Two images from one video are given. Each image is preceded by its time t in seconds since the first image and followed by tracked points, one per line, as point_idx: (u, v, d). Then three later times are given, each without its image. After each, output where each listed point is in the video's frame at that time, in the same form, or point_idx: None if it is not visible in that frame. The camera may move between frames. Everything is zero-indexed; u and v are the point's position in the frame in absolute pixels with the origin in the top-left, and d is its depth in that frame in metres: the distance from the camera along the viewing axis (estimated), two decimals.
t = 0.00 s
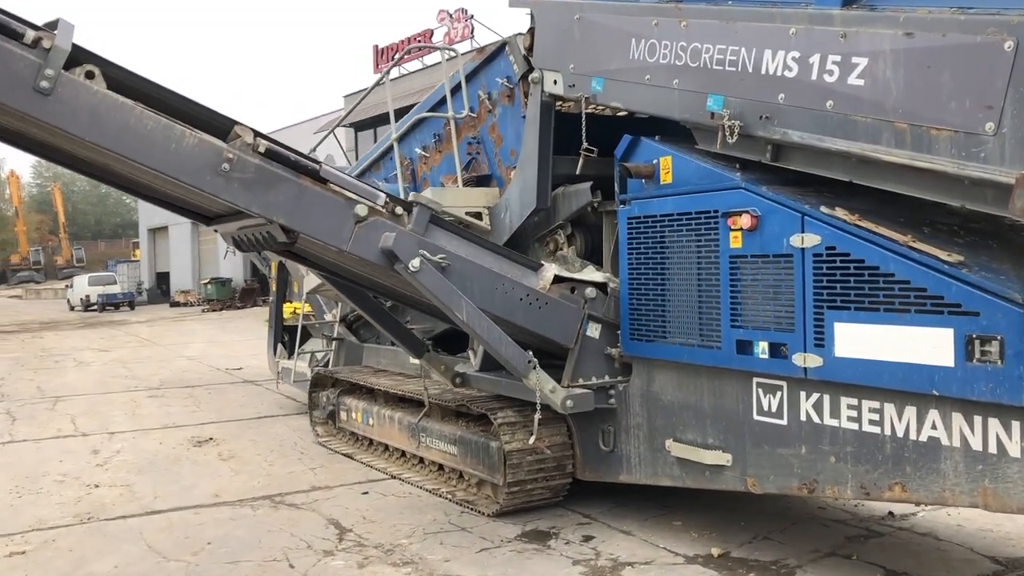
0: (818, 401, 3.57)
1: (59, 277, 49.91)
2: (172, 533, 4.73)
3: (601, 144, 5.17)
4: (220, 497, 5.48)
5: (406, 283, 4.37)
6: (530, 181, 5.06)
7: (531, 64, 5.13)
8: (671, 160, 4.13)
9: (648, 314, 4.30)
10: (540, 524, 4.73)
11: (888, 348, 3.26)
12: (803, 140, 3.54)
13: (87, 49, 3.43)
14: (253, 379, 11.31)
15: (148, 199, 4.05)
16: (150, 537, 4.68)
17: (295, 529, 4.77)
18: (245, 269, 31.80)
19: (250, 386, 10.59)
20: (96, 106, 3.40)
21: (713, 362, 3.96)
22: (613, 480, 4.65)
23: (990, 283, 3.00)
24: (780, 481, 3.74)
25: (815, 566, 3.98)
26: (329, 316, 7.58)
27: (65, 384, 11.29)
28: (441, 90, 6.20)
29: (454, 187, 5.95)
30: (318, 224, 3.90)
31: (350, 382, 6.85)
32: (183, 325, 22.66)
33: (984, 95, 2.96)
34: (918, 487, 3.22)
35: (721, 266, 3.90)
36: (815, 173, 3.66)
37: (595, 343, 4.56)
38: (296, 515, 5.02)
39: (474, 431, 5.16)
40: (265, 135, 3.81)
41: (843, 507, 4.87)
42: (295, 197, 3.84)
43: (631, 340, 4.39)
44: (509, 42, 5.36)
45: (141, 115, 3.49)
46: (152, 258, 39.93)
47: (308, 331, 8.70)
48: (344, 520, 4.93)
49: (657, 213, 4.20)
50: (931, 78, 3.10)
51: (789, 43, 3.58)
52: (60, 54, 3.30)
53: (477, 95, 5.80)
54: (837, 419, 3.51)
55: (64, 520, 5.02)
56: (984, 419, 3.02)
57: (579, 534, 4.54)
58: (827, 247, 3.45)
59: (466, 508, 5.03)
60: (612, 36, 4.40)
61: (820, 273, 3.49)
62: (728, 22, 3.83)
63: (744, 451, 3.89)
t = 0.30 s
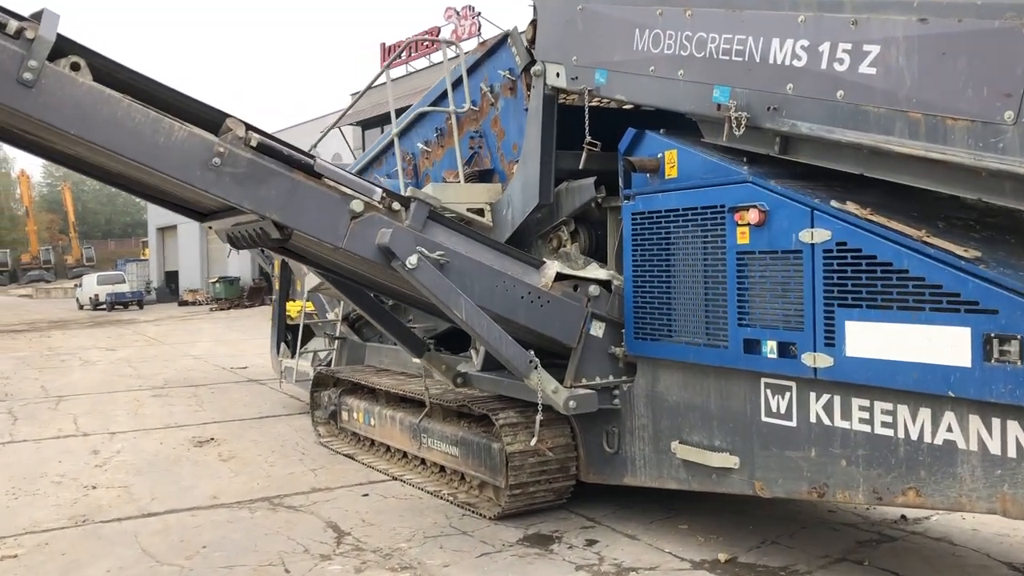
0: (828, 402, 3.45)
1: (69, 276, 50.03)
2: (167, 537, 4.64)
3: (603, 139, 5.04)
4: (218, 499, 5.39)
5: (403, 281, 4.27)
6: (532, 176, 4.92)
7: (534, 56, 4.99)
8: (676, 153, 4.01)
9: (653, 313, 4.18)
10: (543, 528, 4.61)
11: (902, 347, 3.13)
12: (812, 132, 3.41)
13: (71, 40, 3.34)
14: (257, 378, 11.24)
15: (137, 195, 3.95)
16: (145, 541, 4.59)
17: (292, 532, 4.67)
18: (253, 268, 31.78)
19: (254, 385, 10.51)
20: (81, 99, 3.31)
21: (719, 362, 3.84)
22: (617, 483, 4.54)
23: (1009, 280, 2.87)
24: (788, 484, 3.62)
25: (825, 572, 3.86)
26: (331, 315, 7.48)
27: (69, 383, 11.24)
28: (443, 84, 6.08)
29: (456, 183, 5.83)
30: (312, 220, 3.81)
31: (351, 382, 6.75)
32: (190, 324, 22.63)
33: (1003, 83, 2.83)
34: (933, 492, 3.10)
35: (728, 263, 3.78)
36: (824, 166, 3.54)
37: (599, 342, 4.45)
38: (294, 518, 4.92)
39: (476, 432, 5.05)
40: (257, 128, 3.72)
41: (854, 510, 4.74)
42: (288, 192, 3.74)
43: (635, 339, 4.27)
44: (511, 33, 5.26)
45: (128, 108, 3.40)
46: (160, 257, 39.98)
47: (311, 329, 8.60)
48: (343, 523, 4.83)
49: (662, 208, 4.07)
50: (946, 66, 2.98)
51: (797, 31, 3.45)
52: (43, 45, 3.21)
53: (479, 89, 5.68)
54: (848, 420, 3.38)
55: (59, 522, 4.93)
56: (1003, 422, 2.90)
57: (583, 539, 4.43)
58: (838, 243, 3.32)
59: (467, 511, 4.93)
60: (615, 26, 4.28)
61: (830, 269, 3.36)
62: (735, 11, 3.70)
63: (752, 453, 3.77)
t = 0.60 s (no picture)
0: (850, 405, 3.30)
1: (79, 279, 50.12)
2: (166, 545, 4.52)
3: (612, 133, 4.93)
4: (220, 505, 5.27)
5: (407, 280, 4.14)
6: (539, 173, 4.79)
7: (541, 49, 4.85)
8: (688, 146, 3.87)
9: (665, 313, 4.03)
10: (552, 535, 4.48)
11: (928, 346, 2.98)
12: (832, 122, 3.27)
13: (60, 32, 3.22)
14: (263, 381, 11.13)
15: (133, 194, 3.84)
16: (143, 549, 4.47)
17: (295, 540, 4.55)
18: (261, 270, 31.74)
19: (260, 389, 10.40)
20: (70, 94, 3.20)
21: (735, 363, 3.69)
22: (629, 488, 4.40)
23: None
24: (808, 490, 3.47)
25: None
26: (336, 316, 7.36)
27: (75, 387, 11.15)
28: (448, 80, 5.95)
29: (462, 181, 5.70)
30: (312, 218, 3.69)
31: (356, 385, 6.63)
32: (198, 327, 22.57)
33: None
34: (962, 499, 2.95)
35: (744, 260, 3.63)
36: (843, 157, 3.39)
37: (610, 342, 4.30)
38: (297, 525, 4.80)
39: (483, 436, 4.91)
40: (254, 123, 3.60)
41: (874, 515, 4.59)
42: (287, 189, 3.62)
43: (647, 340, 4.13)
44: (517, 26, 5.11)
45: (120, 103, 3.28)
46: (169, 260, 40.00)
47: (316, 331, 8.49)
48: (347, 530, 4.70)
49: (674, 203, 3.93)
50: (974, 51, 2.83)
51: (815, 17, 3.31)
52: (32, 37, 3.10)
53: (485, 84, 5.54)
54: (870, 423, 3.24)
55: (57, 530, 4.82)
56: None
57: (594, 546, 4.29)
58: (859, 238, 3.17)
59: (475, 517, 4.80)
60: (625, 17, 4.14)
61: (851, 265, 3.21)
62: None
63: (770, 458, 3.63)
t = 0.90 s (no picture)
0: (865, 407, 3.18)
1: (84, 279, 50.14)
2: (163, 551, 4.42)
3: (616, 127, 4.80)
4: (218, 510, 5.17)
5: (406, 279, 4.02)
6: (542, 169, 4.67)
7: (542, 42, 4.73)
8: (696, 140, 3.75)
9: (672, 312, 3.91)
10: (558, 540, 4.37)
11: (948, 346, 2.86)
12: (845, 114, 3.15)
13: (45, 25, 3.12)
14: (265, 381, 11.04)
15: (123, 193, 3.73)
16: (139, 556, 4.37)
17: (294, 546, 4.44)
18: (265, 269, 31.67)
19: (262, 389, 10.30)
20: (56, 88, 3.09)
21: (745, 364, 3.58)
22: (636, 491, 4.28)
23: None
24: (821, 495, 3.36)
25: None
26: (337, 316, 7.25)
27: (76, 388, 11.07)
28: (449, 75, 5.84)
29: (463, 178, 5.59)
30: (307, 216, 3.58)
31: (358, 386, 6.53)
32: (201, 326, 22.49)
33: None
34: (984, 505, 2.83)
35: (753, 257, 3.51)
36: (856, 150, 3.27)
37: (615, 343, 4.19)
38: (297, 531, 4.70)
39: (486, 438, 4.80)
40: (247, 119, 3.50)
41: (887, 519, 4.47)
42: (281, 187, 3.51)
43: (654, 340, 4.01)
44: (518, 19, 4.99)
45: (108, 98, 3.18)
46: (173, 260, 39.96)
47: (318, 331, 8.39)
48: (347, 535, 4.60)
49: (681, 199, 3.81)
50: (996, 37, 2.71)
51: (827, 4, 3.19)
52: (15, 30, 3.00)
53: (486, 79, 5.42)
54: (886, 426, 3.12)
55: (52, 536, 4.72)
56: None
57: (600, 551, 4.18)
58: (874, 233, 3.05)
59: (478, 521, 4.69)
60: (629, 7, 4.02)
61: (866, 262, 3.09)
62: None
63: (781, 461, 3.51)
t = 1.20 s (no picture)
0: (880, 406, 3.08)
1: (94, 274, 50.31)
2: (163, 550, 4.35)
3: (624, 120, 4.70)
4: (220, 507, 5.10)
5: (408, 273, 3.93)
6: (548, 161, 4.57)
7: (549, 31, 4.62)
8: (706, 131, 3.65)
9: (681, 308, 3.81)
10: (564, 540, 4.28)
11: (968, 344, 2.76)
12: (860, 103, 3.05)
13: (35, 12, 3.05)
14: (271, 376, 10.98)
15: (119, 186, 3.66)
16: (138, 554, 4.31)
17: (296, 545, 4.37)
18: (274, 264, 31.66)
19: (268, 385, 10.24)
20: (47, 77, 3.02)
21: (756, 361, 3.47)
22: (643, 491, 4.19)
23: None
24: (834, 497, 3.26)
25: None
26: (342, 311, 7.18)
27: (82, 383, 11.03)
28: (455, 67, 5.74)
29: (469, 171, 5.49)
30: (306, 209, 3.49)
31: (362, 382, 6.45)
32: (210, 321, 22.47)
33: None
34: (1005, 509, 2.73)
35: (765, 251, 3.41)
36: (871, 141, 3.16)
37: (622, 339, 4.09)
38: (299, 529, 4.62)
39: (491, 436, 4.72)
40: (245, 109, 3.41)
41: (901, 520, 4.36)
42: (280, 179, 3.43)
43: (662, 336, 3.91)
44: (524, 8, 4.89)
45: (101, 87, 3.10)
46: (182, 255, 40.02)
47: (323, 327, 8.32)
48: (350, 534, 4.52)
49: (690, 192, 3.71)
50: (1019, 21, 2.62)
51: None
52: (3, 17, 2.93)
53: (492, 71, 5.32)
54: (903, 426, 3.01)
55: (52, 534, 4.66)
56: None
57: (607, 552, 4.09)
58: (890, 227, 2.95)
59: (483, 520, 4.60)
60: None
61: (882, 257, 2.99)
62: None
63: (793, 461, 3.41)
